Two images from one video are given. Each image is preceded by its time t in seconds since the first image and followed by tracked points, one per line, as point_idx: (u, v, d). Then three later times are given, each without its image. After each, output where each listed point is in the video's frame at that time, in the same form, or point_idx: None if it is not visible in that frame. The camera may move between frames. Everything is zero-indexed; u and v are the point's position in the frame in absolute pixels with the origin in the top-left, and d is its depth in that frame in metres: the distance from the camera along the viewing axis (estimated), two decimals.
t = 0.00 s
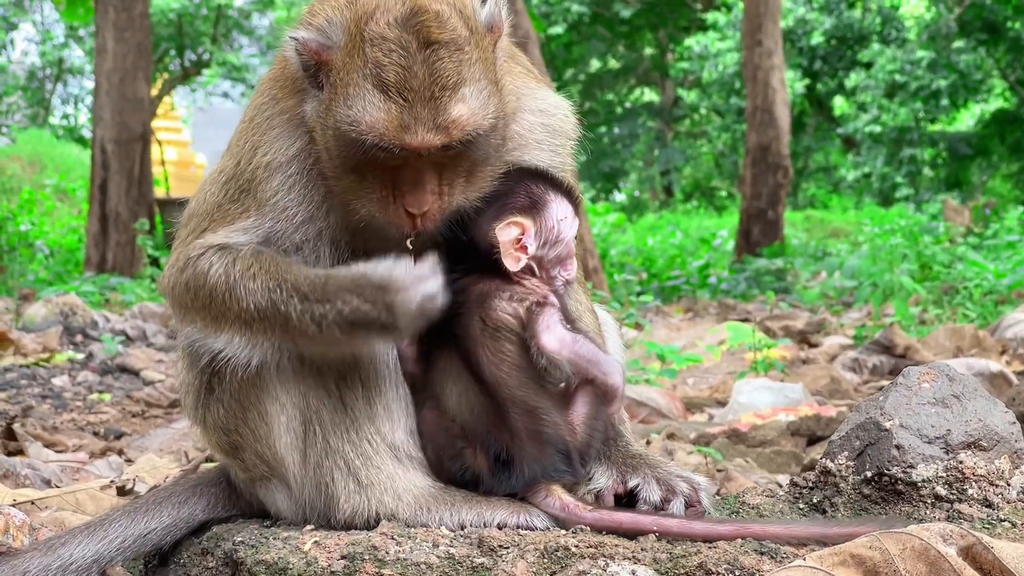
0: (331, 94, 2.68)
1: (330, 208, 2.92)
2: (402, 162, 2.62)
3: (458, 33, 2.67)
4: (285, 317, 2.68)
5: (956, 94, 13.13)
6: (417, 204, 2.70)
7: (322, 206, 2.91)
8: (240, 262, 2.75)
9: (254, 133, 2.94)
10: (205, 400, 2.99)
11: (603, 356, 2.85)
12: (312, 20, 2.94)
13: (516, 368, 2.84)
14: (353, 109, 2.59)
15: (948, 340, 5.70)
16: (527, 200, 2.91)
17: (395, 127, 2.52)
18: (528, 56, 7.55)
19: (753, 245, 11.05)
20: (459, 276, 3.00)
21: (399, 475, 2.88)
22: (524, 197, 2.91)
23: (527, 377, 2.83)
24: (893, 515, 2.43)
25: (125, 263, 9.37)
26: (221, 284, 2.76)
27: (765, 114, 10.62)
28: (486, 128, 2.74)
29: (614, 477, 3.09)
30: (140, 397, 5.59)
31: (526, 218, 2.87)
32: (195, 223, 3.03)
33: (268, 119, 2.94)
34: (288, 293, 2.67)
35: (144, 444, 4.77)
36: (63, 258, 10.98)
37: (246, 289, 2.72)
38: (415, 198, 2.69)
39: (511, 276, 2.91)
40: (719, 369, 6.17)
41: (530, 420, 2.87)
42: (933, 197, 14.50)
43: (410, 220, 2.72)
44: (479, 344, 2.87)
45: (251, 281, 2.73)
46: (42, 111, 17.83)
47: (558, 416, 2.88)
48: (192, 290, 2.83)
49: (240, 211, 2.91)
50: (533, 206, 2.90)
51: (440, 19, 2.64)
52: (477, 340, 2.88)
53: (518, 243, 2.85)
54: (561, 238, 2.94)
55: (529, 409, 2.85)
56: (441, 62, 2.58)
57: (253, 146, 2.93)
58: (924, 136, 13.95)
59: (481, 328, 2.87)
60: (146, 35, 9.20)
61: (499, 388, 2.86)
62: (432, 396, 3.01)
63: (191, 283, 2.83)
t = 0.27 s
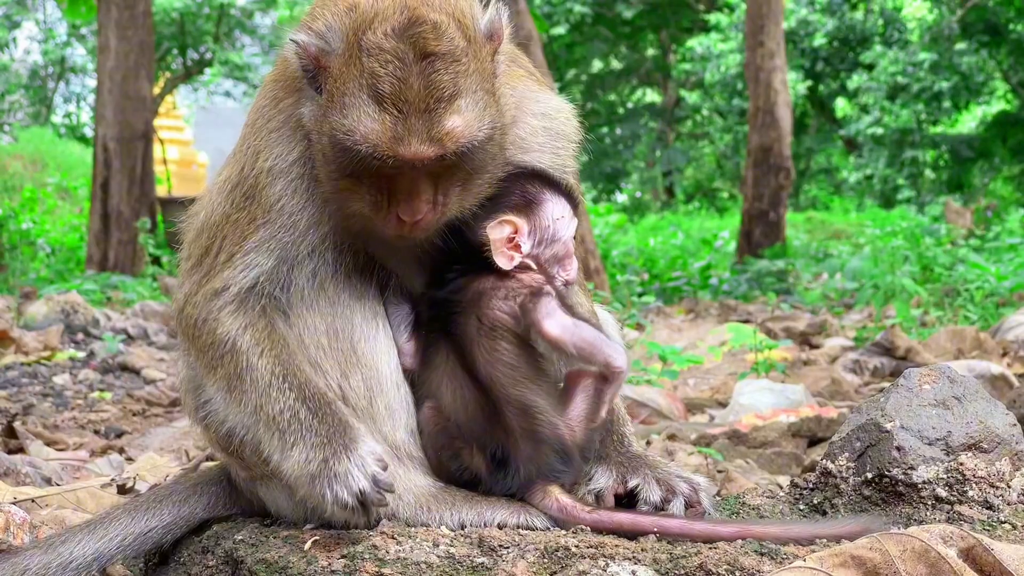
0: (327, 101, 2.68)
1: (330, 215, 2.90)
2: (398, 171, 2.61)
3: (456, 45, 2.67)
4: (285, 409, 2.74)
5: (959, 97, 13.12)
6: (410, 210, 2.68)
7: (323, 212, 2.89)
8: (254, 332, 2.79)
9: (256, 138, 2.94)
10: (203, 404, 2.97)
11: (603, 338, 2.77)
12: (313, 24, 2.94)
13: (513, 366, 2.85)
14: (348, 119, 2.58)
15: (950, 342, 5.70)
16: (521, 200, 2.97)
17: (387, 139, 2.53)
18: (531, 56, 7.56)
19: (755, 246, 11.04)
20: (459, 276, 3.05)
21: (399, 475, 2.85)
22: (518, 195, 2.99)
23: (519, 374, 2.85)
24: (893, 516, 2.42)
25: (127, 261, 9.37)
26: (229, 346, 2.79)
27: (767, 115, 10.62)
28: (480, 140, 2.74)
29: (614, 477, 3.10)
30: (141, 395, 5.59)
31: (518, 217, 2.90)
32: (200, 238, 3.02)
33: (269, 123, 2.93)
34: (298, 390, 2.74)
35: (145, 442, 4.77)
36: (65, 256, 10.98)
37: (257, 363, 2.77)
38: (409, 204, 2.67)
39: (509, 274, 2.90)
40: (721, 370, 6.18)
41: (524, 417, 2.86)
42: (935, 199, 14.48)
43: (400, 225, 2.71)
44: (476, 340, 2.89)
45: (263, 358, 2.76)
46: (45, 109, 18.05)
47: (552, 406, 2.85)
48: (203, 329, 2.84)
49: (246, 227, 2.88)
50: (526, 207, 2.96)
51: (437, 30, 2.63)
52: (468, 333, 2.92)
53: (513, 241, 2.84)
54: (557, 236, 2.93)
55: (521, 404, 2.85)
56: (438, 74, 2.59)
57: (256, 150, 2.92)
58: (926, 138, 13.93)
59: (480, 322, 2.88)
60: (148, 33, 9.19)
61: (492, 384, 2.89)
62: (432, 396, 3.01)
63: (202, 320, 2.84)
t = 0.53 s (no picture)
0: (317, 87, 2.66)
1: (331, 214, 2.82)
2: (386, 156, 2.60)
3: (446, 29, 2.65)
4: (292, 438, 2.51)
5: (961, 99, 13.11)
6: (398, 198, 2.66)
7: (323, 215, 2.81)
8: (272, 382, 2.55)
9: (254, 139, 2.88)
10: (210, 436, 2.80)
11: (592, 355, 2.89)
12: (304, 13, 2.94)
13: (511, 367, 2.86)
14: (336, 101, 2.57)
15: (951, 344, 5.70)
16: (524, 201, 3.01)
17: (376, 118, 2.51)
18: (533, 56, 7.56)
19: (756, 248, 11.04)
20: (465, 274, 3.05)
21: (399, 474, 2.89)
22: (521, 195, 3.02)
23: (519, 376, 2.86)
24: (894, 517, 2.42)
25: (128, 260, 9.36)
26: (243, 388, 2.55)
27: (769, 116, 10.61)
28: (471, 124, 2.72)
29: (614, 478, 3.11)
30: (142, 393, 5.59)
31: (521, 217, 2.96)
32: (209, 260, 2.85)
33: (264, 119, 2.90)
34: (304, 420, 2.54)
35: (145, 441, 4.77)
36: (66, 254, 10.99)
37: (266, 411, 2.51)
38: (397, 192, 2.66)
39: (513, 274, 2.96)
40: (721, 371, 6.18)
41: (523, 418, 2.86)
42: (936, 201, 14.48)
43: (389, 214, 2.68)
44: (477, 341, 2.92)
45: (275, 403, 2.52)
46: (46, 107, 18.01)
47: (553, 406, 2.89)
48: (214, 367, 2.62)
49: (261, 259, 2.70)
50: (528, 206, 3.00)
51: (426, 14, 2.62)
52: (473, 335, 2.93)
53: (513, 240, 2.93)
54: (559, 237, 3.02)
55: (521, 405, 2.86)
56: (426, 56, 2.57)
57: (255, 152, 2.84)
58: (928, 140, 13.91)
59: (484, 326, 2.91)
60: (150, 32, 9.17)
61: (491, 386, 2.89)
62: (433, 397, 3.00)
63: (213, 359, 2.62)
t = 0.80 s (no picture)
0: (334, 84, 2.67)
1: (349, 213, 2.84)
2: (402, 155, 2.61)
3: (462, 26, 2.66)
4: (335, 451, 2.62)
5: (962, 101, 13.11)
6: (414, 197, 2.68)
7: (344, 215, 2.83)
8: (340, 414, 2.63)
9: (265, 138, 2.88)
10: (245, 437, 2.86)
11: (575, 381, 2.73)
12: (319, 11, 2.94)
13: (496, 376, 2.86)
14: (353, 97, 2.59)
15: (951, 346, 5.70)
16: (531, 208, 2.99)
17: (394, 115, 2.52)
18: (535, 57, 7.57)
19: (757, 249, 11.03)
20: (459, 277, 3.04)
21: (399, 475, 2.88)
22: (524, 203, 2.99)
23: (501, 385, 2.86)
24: (893, 518, 2.42)
25: (128, 259, 9.35)
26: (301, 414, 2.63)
27: (771, 118, 10.60)
28: (487, 121, 2.73)
29: (612, 477, 3.13)
30: (142, 392, 5.59)
31: (528, 225, 2.93)
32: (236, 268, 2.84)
33: (274, 118, 2.90)
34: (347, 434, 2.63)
35: (145, 439, 4.77)
36: (67, 253, 10.99)
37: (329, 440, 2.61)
38: (413, 190, 2.68)
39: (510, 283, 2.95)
40: (722, 372, 6.18)
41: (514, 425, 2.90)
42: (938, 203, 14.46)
43: (405, 213, 2.69)
44: (463, 346, 2.91)
45: (337, 431, 2.61)
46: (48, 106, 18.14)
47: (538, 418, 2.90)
48: (268, 384, 2.69)
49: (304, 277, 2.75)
50: (535, 214, 2.98)
51: (444, 10, 2.62)
52: (456, 338, 2.93)
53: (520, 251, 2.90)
54: (563, 246, 3.01)
55: (508, 414, 2.89)
56: (443, 53, 2.57)
57: (268, 151, 2.83)
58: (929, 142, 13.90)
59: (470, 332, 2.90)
60: (152, 31, 9.17)
61: (477, 393, 2.89)
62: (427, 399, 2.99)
63: (267, 377, 2.69)
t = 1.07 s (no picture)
0: (345, 73, 2.69)
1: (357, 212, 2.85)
2: (413, 142, 2.65)
3: (473, 16, 2.68)
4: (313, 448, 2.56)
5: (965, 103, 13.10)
6: (425, 185, 2.71)
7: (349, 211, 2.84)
8: (311, 415, 2.59)
9: (273, 137, 2.88)
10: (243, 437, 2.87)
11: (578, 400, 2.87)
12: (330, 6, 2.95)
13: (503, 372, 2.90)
14: (365, 84, 2.61)
15: (952, 348, 5.70)
16: (538, 214, 3.02)
17: (405, 100, 2.54)
18: (538, 57, 7.58)
19: (759, 250, 11.04)
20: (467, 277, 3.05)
21: (399, 474, 2.88)
22: (531, 208, 3.03)
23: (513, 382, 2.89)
24: (892, 520, 2.42)
25: (130, 258, 9.35)
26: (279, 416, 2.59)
27: (773, 119, 10.60)
28: (497, 110, 2.76)
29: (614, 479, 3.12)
30: (143, 391, 5.59)
31: (534, 230, 2.96)
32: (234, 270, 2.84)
33: (283, 115, 2.91)
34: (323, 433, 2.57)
35: (146, 438, 4.77)
36: (69, 252, 11.00)
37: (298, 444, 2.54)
38: (424, 179, 2.71)
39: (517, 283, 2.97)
40: (723, 373, 6.19)
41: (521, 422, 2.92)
42: (940, 206, 14.46)
43: (415, 203, 2.71)
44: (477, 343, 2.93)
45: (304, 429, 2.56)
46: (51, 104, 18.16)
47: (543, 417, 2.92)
48: (253, 383, 2.68)
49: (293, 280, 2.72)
50: (541, 219, 3.01)
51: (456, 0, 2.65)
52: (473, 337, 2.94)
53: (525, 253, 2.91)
54: (568, 252, 3.03)
55: (519, 409, 2.92)
56: (455, 40, 2.59)
57: (274, 150, 2.84)
58: (932, 144, 13.88)
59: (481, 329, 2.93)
60: (156, 30, 9.18)
61: (490, 388, 2.92)
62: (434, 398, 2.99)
63: (251, 376, 2.68)
